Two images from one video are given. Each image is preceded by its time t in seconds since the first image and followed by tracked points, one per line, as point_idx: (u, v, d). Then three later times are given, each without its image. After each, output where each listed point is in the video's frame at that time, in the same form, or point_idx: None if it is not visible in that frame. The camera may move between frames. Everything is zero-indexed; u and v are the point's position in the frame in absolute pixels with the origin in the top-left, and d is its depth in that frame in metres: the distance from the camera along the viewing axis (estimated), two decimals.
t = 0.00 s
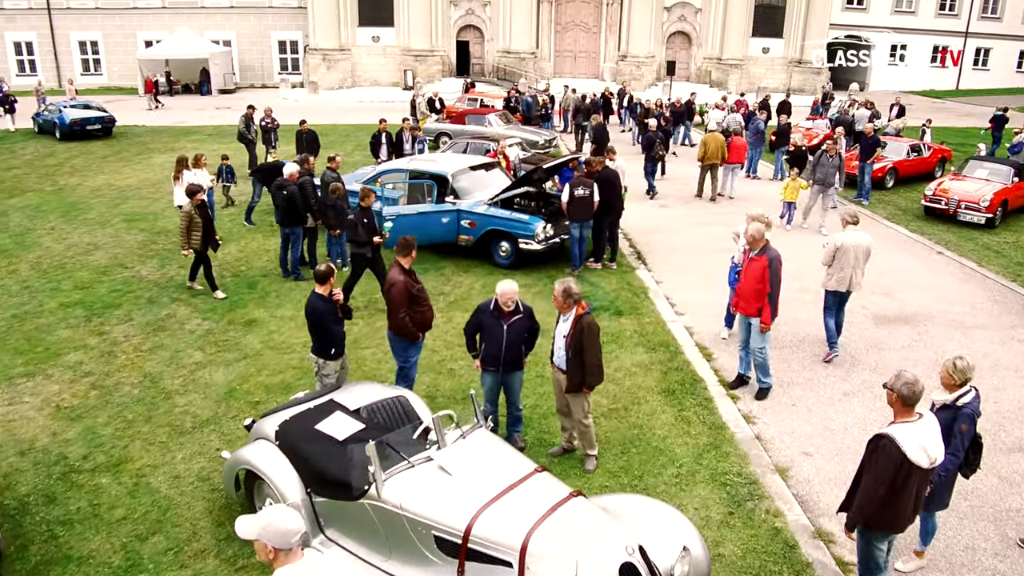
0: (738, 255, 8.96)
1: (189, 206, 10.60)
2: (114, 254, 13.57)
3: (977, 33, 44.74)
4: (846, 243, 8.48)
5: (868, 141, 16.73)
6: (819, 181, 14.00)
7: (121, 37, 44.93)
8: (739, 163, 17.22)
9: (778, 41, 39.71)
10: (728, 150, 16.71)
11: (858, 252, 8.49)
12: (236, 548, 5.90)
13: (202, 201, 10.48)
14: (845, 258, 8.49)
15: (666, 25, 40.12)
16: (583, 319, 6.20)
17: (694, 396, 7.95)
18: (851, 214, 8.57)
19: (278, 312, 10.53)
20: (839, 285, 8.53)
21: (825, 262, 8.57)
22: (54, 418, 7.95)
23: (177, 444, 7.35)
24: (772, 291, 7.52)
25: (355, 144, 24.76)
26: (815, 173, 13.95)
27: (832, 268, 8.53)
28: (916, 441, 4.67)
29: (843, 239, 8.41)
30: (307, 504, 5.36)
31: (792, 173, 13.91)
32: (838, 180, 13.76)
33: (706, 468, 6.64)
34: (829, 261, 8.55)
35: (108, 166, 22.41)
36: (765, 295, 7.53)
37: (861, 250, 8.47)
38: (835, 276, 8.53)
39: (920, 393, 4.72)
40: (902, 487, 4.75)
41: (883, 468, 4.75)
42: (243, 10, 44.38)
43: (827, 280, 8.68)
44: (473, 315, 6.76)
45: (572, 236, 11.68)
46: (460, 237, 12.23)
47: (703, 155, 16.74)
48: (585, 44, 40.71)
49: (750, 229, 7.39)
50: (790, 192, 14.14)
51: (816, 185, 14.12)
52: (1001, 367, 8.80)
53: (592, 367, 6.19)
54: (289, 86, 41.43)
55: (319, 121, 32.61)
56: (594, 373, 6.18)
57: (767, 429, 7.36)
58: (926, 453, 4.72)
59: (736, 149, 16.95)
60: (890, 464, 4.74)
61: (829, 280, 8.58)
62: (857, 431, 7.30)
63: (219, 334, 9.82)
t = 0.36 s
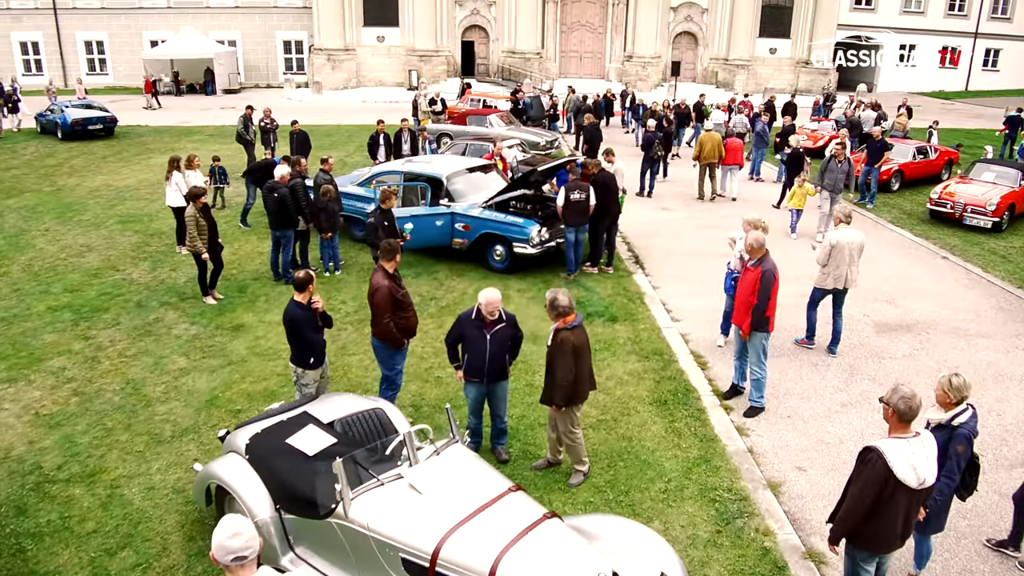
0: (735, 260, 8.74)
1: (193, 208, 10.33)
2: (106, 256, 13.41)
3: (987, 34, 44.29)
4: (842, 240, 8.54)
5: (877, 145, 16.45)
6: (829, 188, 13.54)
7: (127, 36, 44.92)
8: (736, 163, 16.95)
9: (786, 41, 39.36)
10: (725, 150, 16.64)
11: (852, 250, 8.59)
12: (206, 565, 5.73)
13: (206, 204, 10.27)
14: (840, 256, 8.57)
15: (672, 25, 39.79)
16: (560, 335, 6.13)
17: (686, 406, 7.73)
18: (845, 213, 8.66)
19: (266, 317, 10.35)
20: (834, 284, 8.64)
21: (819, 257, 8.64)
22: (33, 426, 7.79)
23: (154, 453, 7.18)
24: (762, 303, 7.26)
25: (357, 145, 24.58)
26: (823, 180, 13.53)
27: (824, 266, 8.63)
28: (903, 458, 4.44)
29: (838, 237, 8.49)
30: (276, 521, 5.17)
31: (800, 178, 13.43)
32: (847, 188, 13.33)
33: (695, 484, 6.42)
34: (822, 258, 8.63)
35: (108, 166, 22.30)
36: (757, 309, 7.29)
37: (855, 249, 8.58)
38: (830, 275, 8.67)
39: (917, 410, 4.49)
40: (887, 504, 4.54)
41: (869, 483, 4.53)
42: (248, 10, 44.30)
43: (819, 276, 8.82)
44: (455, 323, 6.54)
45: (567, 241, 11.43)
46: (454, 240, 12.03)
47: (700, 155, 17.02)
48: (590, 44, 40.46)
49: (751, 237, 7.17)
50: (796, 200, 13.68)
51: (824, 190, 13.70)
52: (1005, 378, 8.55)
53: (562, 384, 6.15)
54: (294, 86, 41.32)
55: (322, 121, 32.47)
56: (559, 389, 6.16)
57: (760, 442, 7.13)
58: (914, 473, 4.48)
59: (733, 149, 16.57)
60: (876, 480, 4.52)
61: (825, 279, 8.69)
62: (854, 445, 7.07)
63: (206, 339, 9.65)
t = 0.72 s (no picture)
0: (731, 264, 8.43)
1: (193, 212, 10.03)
2: (95, 257, 13.17)
3: (996, 34, 43.79)
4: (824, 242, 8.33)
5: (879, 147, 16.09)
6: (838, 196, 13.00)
7: (131, 35, 44.79)
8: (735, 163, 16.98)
9: (793, 40, 38.98)
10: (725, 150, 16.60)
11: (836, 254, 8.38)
12: None
13: (207, 208, 9.96)
14: (822, 257, 8.39)
15: (677, 24, 39.40)
16: (540, 343, 5.88)
17: (678, 416, 7.44)
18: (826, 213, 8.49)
19: (252, 321, 10.09)
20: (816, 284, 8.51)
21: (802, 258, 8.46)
22: (3, 433, 7.54)
23: (125, 464, 6.95)
24: (755, 314, 6.87)
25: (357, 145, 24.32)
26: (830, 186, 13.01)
27: (806, 266, 8.49)
28: (897, 478, 4.12)
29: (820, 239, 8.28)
30: (237, 540, 4.91)
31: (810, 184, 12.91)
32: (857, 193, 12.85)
33: (684, 500, 6.12)
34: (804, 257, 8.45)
35: (106, 165, 22.10)
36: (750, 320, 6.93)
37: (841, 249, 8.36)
38: (812, 276, 8.48)
39: (917, 427, 4.20)
40: (877, 524, 4.24)
41: (859, 500, 4.24)
42: (253, 9, 44.14)
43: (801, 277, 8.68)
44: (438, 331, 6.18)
45: (562, 243, 11.14)
46: (446, 243, 11.75)
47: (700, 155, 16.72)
48: (596, 43, 40.10)
49: (755, 243, 6.87)
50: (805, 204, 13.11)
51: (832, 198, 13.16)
52: (1012, 388, 8.22)
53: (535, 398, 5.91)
54: (298, 86, 41.13)
55: (324, 120, 32.24)
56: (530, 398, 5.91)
57: (754, 455, 6.83)
58: (909, 493, 4.15)
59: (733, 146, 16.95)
60: (867, 497, 4.23)
61: (806, 279, 8.54)
62: (853, 459, 6.76)
63: (188, 344, 9.40)
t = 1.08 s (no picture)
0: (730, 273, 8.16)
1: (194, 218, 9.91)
2: (87, 261, 12.98)
3: (1009, 34, 43.27)
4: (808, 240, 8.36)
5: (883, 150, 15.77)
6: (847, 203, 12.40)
7: (138, 35, 44.72)
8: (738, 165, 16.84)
9: (802, 41, 38.59)
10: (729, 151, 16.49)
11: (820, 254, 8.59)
12: None
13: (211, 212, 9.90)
14: (806, 257, 8.52)
15: (686, 25, 39.05)
16: (523, 359, 5.63)
17: (671, 431, 7.18)
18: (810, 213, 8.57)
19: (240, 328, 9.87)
20: (798, 283, 8.67)
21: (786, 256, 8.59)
22: None
23: (99, 478, 6.75)
24: (755, 331, 6.59)
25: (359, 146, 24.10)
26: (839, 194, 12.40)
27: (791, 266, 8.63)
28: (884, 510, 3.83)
29: (804, 238, 8.35)
30: (199, 565, 4.67)
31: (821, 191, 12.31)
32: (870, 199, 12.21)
33: (673, 523, 5.87)
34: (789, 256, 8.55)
35: (106, 166, 21.96)
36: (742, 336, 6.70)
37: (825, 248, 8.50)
38: (795, 275, 8.63)
39: (914, 455, 3.91)
40: (863, 551, 3.98)
41: (845, 524, 4.01)
42: (259, 9, 44.05)
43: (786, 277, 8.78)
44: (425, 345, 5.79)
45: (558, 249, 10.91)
46: (441, 248, 11.53)
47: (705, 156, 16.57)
48: (603, 43, 39.79)
49: (756, 256, 6.52)
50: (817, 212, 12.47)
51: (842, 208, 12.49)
52: (1021, 403, 7.93)
53: (517, 413, 5.65)
54: (304, 86, 41.00)
55: (328, 121, 32.04)
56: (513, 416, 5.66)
57: (748, 474, 6.56)
58: (895, 525, 3.86)
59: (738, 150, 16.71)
60: (852, 522, 3.99)
61: (792, 279, 8.68)
62: (853, 479, 6.48)
63: (173, 352, 9.19)
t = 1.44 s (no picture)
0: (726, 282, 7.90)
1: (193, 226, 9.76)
2: (80, 264, 12.85)
3: (1021, 35, 42.81)
4: (796, 242, 8.40)
5: (889, 155, 15.66)
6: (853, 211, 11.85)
7: (145, 36, 44.73)
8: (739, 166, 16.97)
9: (810, 41, 38.23)
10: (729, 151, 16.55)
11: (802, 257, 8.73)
12: None
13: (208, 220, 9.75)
14: (792, 261, 8.58)
15: (693, 25, 38.74)
16: (505, 374, 5.44)
17: (661, 445, 6.98)
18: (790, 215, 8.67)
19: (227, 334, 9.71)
20: (785, 286, 8.68)
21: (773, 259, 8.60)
22: None
23: (73, 490, 6.60)
24: (749, 344, 6.36)
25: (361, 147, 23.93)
26: (846, 201, 11.80)
27: (779, 272, 8.65)
28: (846, 532, 3.64)
29: (792, 242, 8.38)
30: None
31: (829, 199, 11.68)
32: (877, 208, 11.58)
33: (658, 542, 5.67)
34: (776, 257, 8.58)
35: (107, 167, 21.90)
36: (736, 350, 6.45)
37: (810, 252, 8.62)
38: (783, 278, 8.66)
39: (887, 480, 3.76)
40: None
41: (807, 546, 3.85)
42: (265, 9, 44.01)
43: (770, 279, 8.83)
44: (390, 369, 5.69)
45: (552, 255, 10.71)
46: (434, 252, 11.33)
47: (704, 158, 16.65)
48: (610, 44, 39.58)
49: (752, 268, 6.31)
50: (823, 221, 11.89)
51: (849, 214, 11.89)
52: None
53: (504, 433, 5.49)
54: (309, 86, 40.92)
55: (332, 122, 31.94)
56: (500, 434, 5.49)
57: (738, 491, 6.36)
58: (858, 548, 3.66)
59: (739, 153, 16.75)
60: (815, 544, 3.82)
61: (780, 283, 8.69)
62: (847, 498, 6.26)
63: (158, 358, 9.05)
